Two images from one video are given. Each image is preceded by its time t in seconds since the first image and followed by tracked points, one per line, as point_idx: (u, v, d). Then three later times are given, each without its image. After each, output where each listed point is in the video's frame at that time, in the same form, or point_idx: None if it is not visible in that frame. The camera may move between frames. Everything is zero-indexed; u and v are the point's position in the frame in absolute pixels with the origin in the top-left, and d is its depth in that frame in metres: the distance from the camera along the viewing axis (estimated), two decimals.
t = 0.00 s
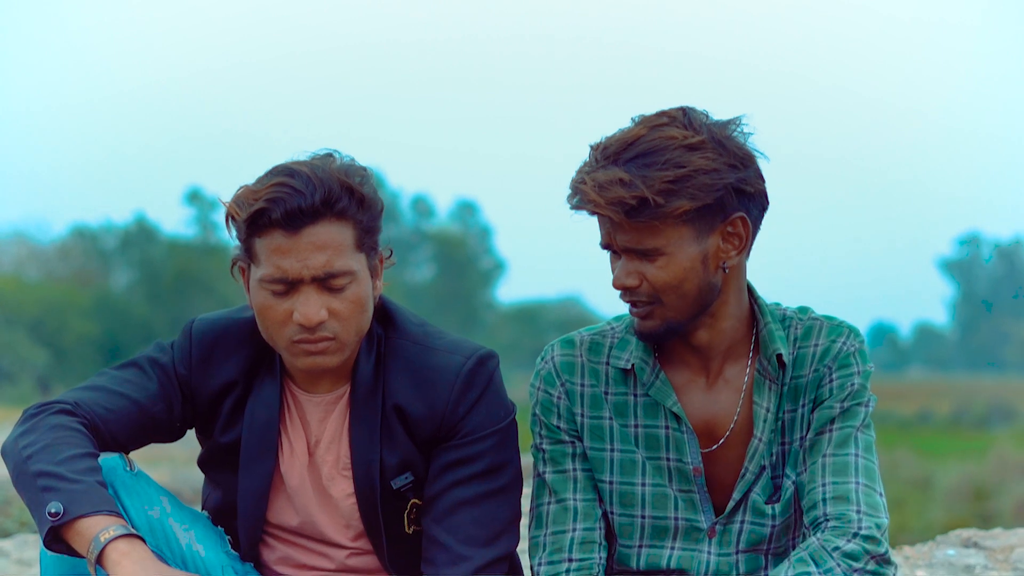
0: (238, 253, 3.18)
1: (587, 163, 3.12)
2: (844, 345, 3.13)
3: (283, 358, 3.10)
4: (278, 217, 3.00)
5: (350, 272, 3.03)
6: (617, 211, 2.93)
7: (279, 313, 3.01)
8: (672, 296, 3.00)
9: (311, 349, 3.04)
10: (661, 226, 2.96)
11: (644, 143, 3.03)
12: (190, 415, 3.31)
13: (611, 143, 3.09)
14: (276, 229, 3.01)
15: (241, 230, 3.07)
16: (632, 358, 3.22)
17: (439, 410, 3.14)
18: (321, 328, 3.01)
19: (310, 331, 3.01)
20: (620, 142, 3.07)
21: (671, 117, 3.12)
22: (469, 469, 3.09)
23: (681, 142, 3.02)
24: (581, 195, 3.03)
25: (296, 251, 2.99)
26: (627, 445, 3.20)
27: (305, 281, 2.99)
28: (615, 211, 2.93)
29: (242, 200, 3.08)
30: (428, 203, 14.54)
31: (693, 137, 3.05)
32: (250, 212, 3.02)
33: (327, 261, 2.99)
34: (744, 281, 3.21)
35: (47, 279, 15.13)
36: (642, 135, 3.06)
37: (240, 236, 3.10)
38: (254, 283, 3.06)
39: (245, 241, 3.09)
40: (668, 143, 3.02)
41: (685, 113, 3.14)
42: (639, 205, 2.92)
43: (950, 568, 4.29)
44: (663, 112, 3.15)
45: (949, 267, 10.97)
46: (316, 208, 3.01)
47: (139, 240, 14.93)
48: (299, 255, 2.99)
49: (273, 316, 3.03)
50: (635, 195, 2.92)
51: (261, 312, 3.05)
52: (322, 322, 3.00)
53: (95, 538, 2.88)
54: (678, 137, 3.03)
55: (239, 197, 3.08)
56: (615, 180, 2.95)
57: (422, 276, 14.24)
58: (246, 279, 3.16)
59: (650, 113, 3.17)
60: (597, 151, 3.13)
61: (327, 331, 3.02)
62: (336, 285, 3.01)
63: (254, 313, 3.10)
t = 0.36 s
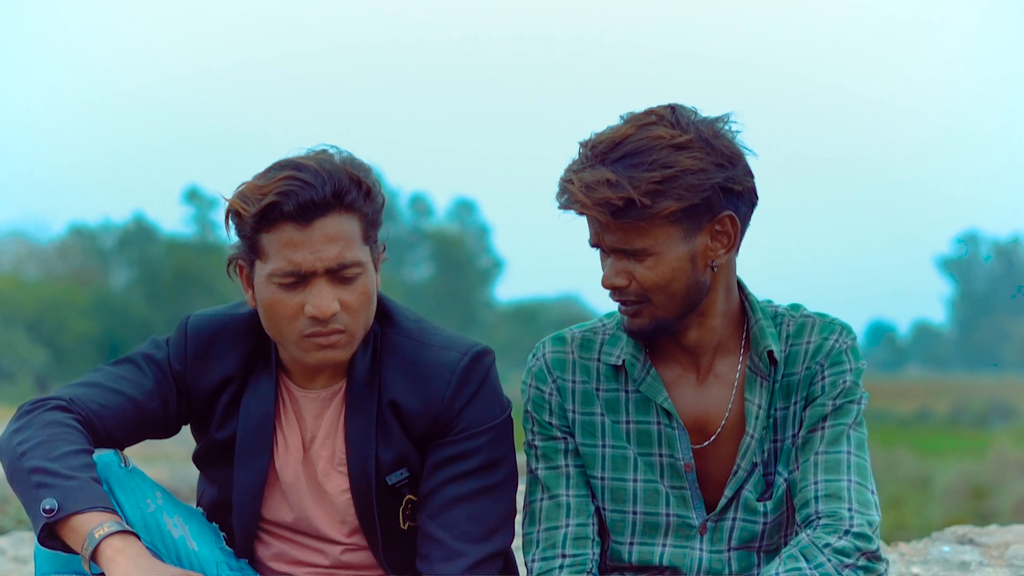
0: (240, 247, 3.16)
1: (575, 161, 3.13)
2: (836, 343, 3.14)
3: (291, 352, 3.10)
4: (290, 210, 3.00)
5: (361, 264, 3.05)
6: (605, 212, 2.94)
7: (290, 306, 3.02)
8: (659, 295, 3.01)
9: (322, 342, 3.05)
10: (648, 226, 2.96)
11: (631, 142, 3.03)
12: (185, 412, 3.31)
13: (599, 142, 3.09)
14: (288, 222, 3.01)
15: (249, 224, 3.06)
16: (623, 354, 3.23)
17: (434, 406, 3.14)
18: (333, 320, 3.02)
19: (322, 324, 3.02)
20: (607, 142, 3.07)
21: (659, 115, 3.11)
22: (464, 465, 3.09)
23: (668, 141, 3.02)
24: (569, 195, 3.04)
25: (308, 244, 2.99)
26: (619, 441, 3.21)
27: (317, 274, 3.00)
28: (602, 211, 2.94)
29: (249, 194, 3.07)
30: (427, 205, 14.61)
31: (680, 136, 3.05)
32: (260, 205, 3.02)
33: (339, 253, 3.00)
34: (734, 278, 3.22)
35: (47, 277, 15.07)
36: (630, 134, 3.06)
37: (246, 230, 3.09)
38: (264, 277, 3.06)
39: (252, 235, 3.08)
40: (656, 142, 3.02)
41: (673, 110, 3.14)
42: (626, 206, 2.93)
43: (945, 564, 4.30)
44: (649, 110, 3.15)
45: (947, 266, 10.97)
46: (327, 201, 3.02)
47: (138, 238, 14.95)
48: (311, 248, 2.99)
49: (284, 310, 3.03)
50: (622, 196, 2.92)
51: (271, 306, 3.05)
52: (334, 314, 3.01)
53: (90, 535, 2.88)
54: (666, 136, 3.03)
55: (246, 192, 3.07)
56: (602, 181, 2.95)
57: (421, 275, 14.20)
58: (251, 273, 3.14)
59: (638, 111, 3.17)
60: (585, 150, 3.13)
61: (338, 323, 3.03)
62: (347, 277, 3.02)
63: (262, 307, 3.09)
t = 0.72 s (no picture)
0: (250, 237, 3.16)
1: (573, 156, 3.12)
2: (830, 341, 3.13)
3: (300, 342, 3.11)
4: (312, 196, 3.03)
5: (375, 253, 3.10)
6: (602, 209, 2.94)
7: (306, 293, 3.04)
8: (652, 294, 3.01)
9: (336, 331, 3.07)
10: (644, 226, 2.96)
11: (631, 140, 3.03)
12: (179, 407, 3.31)
13: (599, 137, 3.08)
14: (308, 209, 3.04)
15: (265, 211, 3.07)
16: (617, 352, 3.23)
17: (431, 399, 3.14)
18: (348, 308, 3.05)
19: (338, 311, 3.05)
20: (607, 137, 3.06)
21: (661, 113, 3.10)
22: (460, 460, 3.09)
23: (668, 141, 3.01)
24: (566, 189, 3.04)
25: (328, 230, 3.03)
26: (613, 439, 3.20)
27: (337, 260, 3.03)
28: (599, 209, 2.93)
29: (266, 181, 3.09)
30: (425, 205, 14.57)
31: (681, 136, 3.04)
32: (280, 192, 3.04)
33: (358, 240, 3.05)
34: (729, 277, 3.21)
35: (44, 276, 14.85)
36: (630, 131, 3.05)
37: (260, 217, 3.10)
38: (279, 264, 3.07)
39: (267, 222, 3.09)
40: (655, 142, 3.01)
41: (675, 109, 3.12)
42: (621, 205, 2.93)
43: (940, 563, 4.31)
44: (651, 107, 3.14)
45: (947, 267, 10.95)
46: (347, 189, 3.06)
47: (138, 238, 14.97)
48: (331, 234, 3.03)
49: (301, 298, 3.05)
50: (619, 194, 2.92)
51: (286, 294, 3.06)
52: (350, 302, 3.04)
53: (82, 532, 2.88)
54: (666, 136, 3.02)
55: (262, 180, 3.09)
56: (600, 178, 2.95)
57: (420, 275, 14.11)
58: (261, 262, 3.15)
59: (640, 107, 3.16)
60: (584, 145, 3.13)
61: (352, 312, 3.06)
62: (363, 265, 3.06)
63: (274, 295, 3.10)
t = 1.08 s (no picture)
0: (252, 237, 3.15)
1: (574, 152, 3.11)
2: (828, 338, 3.13)
3: (312, 338, 3.10)
4: (315, 191, 3.03)
5: (378, 245, 3.10)
6: (602, 207, 2.93)
7: (316, 289, 3.04)
8: (651, 293, 3.01)
9: (347, 325, 3.07)
10: (644, 225, 2.95)
11: (633, 138, 3.02)
12: (176, 401, 3.30)
13: (601, 133, 3.07)
14: (311, 203, 3.04)
15: (268, 208, 3.06)
16: (615, 348, 3.21)
17: (431, 394, 3.13)
18: (358, 301, 3.05)
19: (348, 305, 3.04)
20: (609, 134, 3.05)
21: (664, 111, 3.09)
22: (459, 455, 3.09)
23: (671, 140, 3.01)
24: (567, 185, 3.03)
25: (333, 224, 3.03)
26: (611, 434, 3.20)
27: (342, 254, 3.03)
28: (599, 207, 2.93)
29: (266, 178, 3.08)
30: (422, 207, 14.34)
31: (684, 135, 3.03)
32: (282, 189, 3.03)
33: (363, 233, 3.05)
34: (727, 273, 3.21)
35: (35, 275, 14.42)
36: (633, 129, 3.04)
37: (262, 216, 3.09)
38: (286, 261, 3.07)
39: (270, 220, 3.08)
40: (658, 141, 3.01)
41: (678, 107, 3.12)
42: (621, 204, 2.92)
43: (938, 558, 4.31)
44: (653, 104, 3.13)
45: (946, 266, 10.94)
46: (348, 181, 3.06)
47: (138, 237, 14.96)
48: (336, 228, 3.03)
49: (310, 294, 3.04)
50: (620, 193, 2.91)
51: (295, 291, 3.06)
52: (359, 294, 3.04)
53: (79, 527, 2.87)
54: (669, 135, 3.01)
55: (261, 179, 3.08)
56: (602, 176, 2.94)
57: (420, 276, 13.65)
58: (266, 260, 3.14)
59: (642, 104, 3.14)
60: (586, 141, 3.11)
61: (362, 305, 3.06)
62: (369, 256, 3.07)
63: (282, 293, 3.09)
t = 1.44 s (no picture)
0: (256, 231, 3.14)
1: (575, 152, 3.11)
2: (827, 337, 3.12)
3: (311, 335, 3.09)
4: (323, 188, 3.02)
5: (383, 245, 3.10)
6: (606, 206, 2.92)
7: (319, 286, 3.03)
8: (652, 292, 3.01)
9: (347, 324, 3.06)
10: (648, 224, 2.95)
11: (637, 137, 3.01)
12: (175, 401, 3.29)
13: (603, 133, 3.07)
14: (319, 200, 3.03)
15: (275, 203, 3.05)
16: (613, 349, 3.21)
17: (430, 394, 3.13)
18: (360, 300, 3.04)
19: (350, 303, 3.04)
20: (611, 134, 3.05)
21: (665, 110, 3.09)
22: (458, 456, 3.08)
23: (674, 139, 3.00)
24: (570, 184, 3.02)
25: (339, 221, 3.03)
26: (610, 435, 3.19)
27: (348, 252, 3.03)
28: (603, 206, 2.92)
29: (274, 172, 3.07)
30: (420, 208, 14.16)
31: (687, 134, 3.03)
32: (290, 183, 3.03)
33: (368, 232, 3.05)
34: (727, 274, 3.20)
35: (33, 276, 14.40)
36: (636, 128, 3.03)
37: (268, 211, 3.08)
38: (290, 257, 3.06)
39: (276, 215, 3.07)
40: (661, 139, 3.00)
41: (679, 105, 3.11)
42: (625, 202, 2.92)
43: (937, 558, 4.30)
44: (654, 103, 3.13)
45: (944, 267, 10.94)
46: (356, 179, 3.06)
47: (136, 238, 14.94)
48: (343, 225, 3.02)
49: (312, 291, 3.04)
50: (624, 192, 2.91)
51: (297, 288, 3.05)
52: (362, 294, 3.04)
53: (77, 527, 2.86)
54: (672, 134, 3.01)
55: (269, 173, 3.07)
56: (605, 175, 2.94)
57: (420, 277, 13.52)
58: (269, 255, 3.13)
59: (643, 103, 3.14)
60: (587, 141, 3.11)
61: (364, 303, 3.06)
62: (373, 256, 3.06)
63: (284, 288, 3.08)
